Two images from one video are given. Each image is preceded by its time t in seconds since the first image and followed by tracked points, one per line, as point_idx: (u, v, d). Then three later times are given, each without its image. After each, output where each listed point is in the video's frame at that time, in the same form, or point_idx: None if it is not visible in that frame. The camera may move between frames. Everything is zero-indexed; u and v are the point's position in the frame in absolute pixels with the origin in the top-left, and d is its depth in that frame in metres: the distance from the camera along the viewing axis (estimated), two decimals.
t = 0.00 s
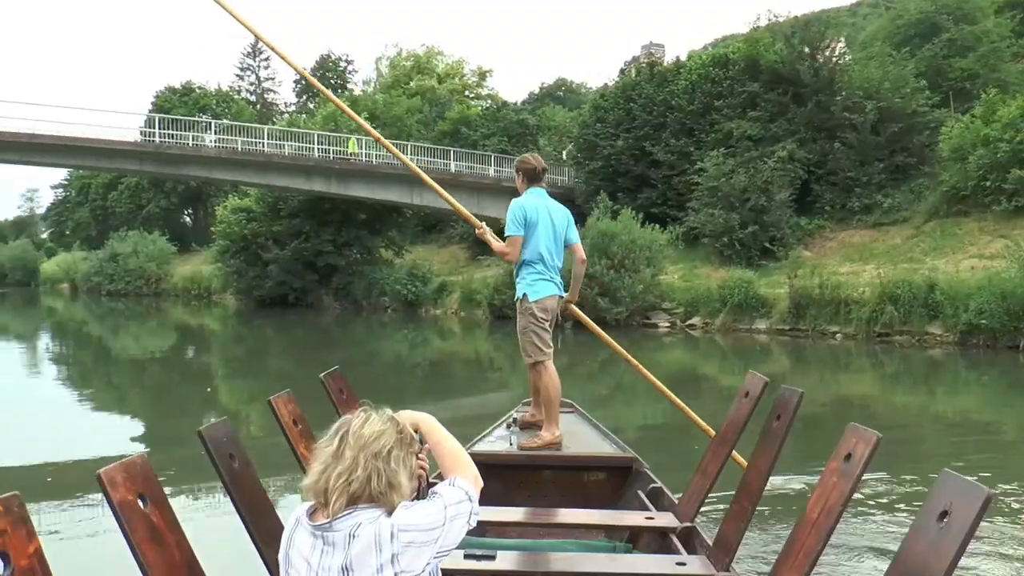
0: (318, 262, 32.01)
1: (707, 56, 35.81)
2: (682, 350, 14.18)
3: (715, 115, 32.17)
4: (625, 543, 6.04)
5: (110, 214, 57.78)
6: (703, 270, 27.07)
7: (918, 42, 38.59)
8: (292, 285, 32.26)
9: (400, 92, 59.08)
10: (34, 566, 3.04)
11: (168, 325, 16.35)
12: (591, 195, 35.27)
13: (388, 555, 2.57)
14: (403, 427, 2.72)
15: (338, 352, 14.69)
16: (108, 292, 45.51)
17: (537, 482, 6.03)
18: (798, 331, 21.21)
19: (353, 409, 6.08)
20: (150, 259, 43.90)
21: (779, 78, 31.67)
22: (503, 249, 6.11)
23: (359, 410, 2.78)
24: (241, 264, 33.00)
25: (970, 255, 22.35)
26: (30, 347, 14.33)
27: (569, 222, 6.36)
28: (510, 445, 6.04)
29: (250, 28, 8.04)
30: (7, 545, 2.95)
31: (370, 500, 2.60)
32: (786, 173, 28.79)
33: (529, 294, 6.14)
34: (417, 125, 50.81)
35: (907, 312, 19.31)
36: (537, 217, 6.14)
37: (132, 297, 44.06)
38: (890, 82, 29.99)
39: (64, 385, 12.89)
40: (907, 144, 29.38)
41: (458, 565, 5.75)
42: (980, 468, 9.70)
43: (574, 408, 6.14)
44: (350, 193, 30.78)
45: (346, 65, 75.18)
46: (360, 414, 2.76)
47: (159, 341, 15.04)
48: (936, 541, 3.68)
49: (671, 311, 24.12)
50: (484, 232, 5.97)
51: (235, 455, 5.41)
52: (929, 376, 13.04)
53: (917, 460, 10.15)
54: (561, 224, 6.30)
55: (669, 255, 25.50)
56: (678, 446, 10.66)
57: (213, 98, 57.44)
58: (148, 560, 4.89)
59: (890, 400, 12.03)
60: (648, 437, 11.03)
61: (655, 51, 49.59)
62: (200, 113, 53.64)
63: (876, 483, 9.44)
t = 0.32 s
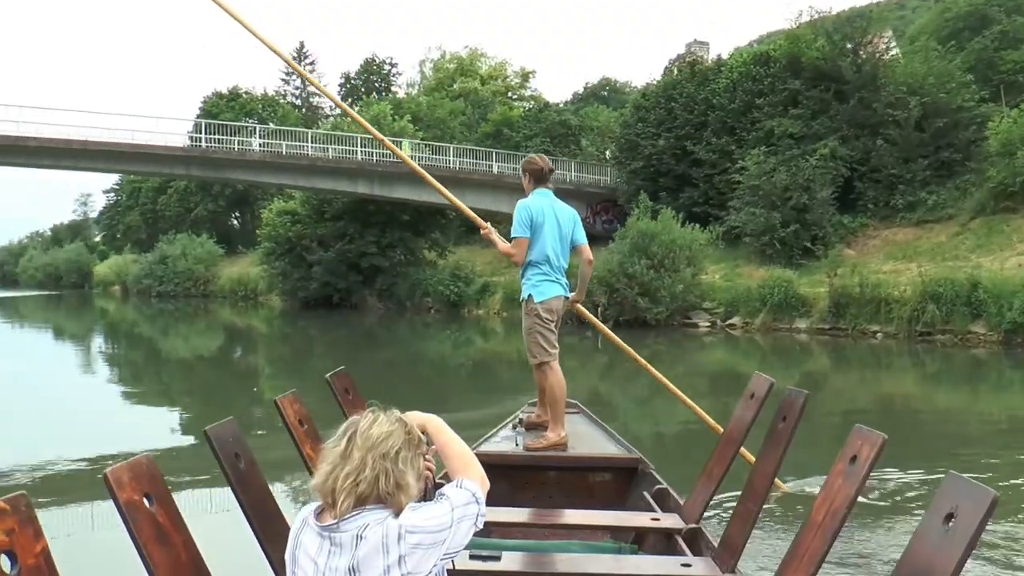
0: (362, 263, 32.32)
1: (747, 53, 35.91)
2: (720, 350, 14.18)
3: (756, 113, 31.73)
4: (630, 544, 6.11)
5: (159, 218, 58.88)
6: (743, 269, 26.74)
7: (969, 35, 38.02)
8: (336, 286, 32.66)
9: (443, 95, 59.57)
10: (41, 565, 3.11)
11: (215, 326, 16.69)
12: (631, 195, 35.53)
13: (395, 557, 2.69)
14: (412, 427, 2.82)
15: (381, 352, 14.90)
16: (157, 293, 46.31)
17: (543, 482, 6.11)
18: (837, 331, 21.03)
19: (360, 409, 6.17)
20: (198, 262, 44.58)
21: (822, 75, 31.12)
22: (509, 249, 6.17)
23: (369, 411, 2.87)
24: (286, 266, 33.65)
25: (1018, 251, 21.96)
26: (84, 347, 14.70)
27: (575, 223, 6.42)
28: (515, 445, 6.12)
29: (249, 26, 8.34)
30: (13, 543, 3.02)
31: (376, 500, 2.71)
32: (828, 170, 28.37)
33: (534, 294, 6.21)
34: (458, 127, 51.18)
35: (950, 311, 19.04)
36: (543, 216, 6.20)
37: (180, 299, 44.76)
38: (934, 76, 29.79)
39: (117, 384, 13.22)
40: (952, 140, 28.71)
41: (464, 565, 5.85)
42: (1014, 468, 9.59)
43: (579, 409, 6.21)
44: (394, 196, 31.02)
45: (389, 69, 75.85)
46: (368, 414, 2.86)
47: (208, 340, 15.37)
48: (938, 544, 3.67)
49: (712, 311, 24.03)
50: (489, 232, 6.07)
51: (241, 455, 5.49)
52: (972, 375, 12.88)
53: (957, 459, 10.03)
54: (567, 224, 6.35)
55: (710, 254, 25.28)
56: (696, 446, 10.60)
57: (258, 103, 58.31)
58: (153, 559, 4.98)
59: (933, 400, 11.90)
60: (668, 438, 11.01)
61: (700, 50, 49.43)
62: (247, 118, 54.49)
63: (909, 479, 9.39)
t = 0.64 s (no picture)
0: (406, 265, 32.52)
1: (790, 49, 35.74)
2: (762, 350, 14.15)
3: (799, 111, 31.48)
4: (639, 547, 6.11)
5: (209, 221, 60.15)
6: (787, 269, 26.40)
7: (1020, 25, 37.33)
8: (382, 287, 33.11)
9: (488, 98, 60.22)
10: (48, 566, 3.18)
11: (262, 327, 16.99)
12: (675, 195, 36.20)
13: (403, 560, 2.70)
14: (416, 428, 2.88)
15: (425, 352, 15.06)
16: (207, 296, 47.27)
17: (551, 483, 6.13)
18: (881, 330, 20.81)
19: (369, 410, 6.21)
20: (246, 265, 45.37)
21: (865, 71, 30.75)
22: (518, 253, 6.14)
23: (373, 414, 2.92)
24: (331, 268, 33.91)
25: None
26: (136, 349, 15.02)
27: (585, 223, 6.39)
28: (523, 447, 6.13)
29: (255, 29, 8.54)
30: (21, 545, 3.07)
31: (385, 502, 2.75)
32: (872, 168, 27.94)
33: (543, 297, 6.18)
34: (502, 130, 51.63)
35: (995, 310, 18.67)
36: (550, 217, 6.16)
37: (230, 300, 45.56)
38: (982, 70, 29.14)
39: (166, 385, 13.50)
40: (1001, 135, 28.04)
41: (472, 567, 5.89)
42: None
43: (588, 411, 6.24)
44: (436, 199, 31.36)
45: (435, 72, 76.80)
46: (375, 416, 2.90)
47: (255, 341, 15.65)
48: (950, 546, 3.55)
49: (754, 310, 23.94)
50: (495, 235, 6.09)
51: (248, 457, 5.57)
52: (1017, 375, 12.61)
53: (996, 460, 9.84)
54: (575, 223, 6.32)
55: (752, 253, 25.03)
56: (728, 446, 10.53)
57: (305, 107, 59.37)
58: (160, 560, 5.08)
59: (977, 401, 11.68)
60: (692, 438, 10.91)
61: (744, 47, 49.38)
62: (294, 124, 55.45)
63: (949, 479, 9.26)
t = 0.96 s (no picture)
0: (450, 266, 32.68)
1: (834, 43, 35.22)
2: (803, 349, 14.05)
3: (840, 106, 31.01)
4: (649, 548, 6.12)
5: (257, 224, 61.18)
6: (829, 267, 26.00)
7: None
8: (425, 288, 33.26)
9: (530, 98, 60.97)
10: (61, 566, 3.23)
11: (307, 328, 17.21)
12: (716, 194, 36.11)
13: (413, 560, 2.76)
14: (425, 429, 2.91)
15: (473, 352, 15.15)
16: (253, 298, 48.06)
17: (561, 484, 6.15)
18: (924, 328, 20.55)
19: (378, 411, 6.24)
20: (291, 267, 45.98)
21: (909, 66, 30.37)
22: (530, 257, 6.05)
23: (382, 415, 2.95)
24: (376, 270, 34.20)
25: None
26: (185, 350, 15.29)
27: (597, 223, 6.30)
28: (533, 448, 6.13)
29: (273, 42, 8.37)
30: (35, 546, 3.12)
31: (394, 504, 2.79)
32: (915, 164, 27.46)
33: (553, 298, 6.08)
34: (544, 130, 51.97)
35: None
36: (559, 218, 6.06)
37: (278, 301, 46.24)
38: None
39: (214, 385, 13.72)
40: None
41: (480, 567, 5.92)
42: None
43: (597, 411, 6.24)
44: (484, 198, 32.09)
45: (478, 71, 77.64)
46: (384, 418, 2.94)
47: (301, 343, 15.83)
48: (965, 550, 3.43)
49: (795, 309, 23.74)
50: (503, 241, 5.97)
51: (258, 458, 5.61)
52: None
53: None
54: (587, 221, 6.20)
55: (791, 251, 24.80)
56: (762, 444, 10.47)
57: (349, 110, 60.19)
58: (171, 560, 5.14)
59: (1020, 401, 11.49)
60: (720, 438, 10.81)
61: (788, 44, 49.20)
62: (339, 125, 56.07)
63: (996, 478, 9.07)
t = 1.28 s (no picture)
0: (493, 266, 32.84)
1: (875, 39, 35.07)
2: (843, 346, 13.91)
3: (885, 102, 30.57)
4: (660, 547, 6.13)
5: (302, 226, 62.09)
6: (872, 264, 25.67)
7: None
8: (468, 287, 33.35)
9: (572, 98, 61.65)
10: (75, 563, 3.19)
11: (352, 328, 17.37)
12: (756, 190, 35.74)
13: (425, 560, 2.79)
14: (439, 429, 2.92)
15: (517, 353, 15.08)
16: (298, 298, 48.74)
17: (573, 484, 6.14)
18: (968, 326, 20.30)
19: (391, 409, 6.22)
20: (336, 267, 46.52)
21: (955, 58, 29.63)
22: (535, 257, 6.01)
23: (396, 415, 2.97)
24: (420, 269, 34.53)
25: None
26: (232, 350, 15.49)
27: (607, 222, 6.21)
28: (544, 447, 6.12)
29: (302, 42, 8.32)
30: (49, 543, 3.10)
31: (406, 504, 2.81)
32: (961, 159, 27.00)
33: (565, 296, 6.00)
34: (585, 131, 52.25)
35: None
36: (566, 216, 6.01)
37: (323, 301, 46.83)
38: None
39: (263, 385, 13.89)
40: None
41: (492, 568, 5.92)
42: None
43: (609, 411, 6.21)
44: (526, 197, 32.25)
45: (521, 72, 78.44)
46: (397, 417, 2.96)
47: (346, 342, 15.97)
48: (981, 550, 3.27)
49: (837, 307, 23.55)
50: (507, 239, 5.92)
51: (270, 457, 5.60)
52: None
53: None
54: (597, 221, 6.14)
55: (831, 249, 24.54)
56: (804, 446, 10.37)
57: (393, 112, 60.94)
58: (183, 558, 5.14)
59: None
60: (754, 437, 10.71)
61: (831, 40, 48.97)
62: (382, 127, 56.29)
63: None
